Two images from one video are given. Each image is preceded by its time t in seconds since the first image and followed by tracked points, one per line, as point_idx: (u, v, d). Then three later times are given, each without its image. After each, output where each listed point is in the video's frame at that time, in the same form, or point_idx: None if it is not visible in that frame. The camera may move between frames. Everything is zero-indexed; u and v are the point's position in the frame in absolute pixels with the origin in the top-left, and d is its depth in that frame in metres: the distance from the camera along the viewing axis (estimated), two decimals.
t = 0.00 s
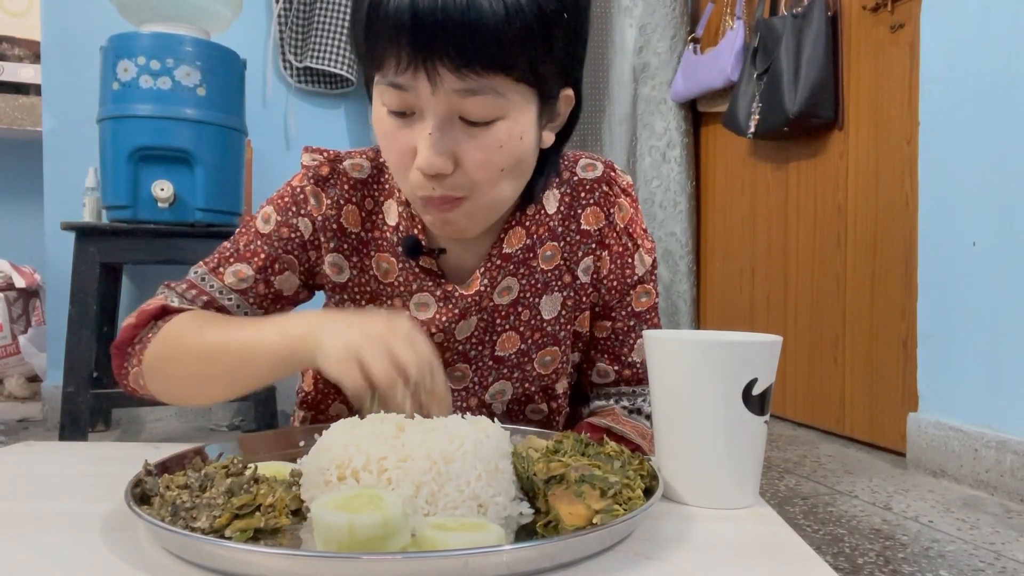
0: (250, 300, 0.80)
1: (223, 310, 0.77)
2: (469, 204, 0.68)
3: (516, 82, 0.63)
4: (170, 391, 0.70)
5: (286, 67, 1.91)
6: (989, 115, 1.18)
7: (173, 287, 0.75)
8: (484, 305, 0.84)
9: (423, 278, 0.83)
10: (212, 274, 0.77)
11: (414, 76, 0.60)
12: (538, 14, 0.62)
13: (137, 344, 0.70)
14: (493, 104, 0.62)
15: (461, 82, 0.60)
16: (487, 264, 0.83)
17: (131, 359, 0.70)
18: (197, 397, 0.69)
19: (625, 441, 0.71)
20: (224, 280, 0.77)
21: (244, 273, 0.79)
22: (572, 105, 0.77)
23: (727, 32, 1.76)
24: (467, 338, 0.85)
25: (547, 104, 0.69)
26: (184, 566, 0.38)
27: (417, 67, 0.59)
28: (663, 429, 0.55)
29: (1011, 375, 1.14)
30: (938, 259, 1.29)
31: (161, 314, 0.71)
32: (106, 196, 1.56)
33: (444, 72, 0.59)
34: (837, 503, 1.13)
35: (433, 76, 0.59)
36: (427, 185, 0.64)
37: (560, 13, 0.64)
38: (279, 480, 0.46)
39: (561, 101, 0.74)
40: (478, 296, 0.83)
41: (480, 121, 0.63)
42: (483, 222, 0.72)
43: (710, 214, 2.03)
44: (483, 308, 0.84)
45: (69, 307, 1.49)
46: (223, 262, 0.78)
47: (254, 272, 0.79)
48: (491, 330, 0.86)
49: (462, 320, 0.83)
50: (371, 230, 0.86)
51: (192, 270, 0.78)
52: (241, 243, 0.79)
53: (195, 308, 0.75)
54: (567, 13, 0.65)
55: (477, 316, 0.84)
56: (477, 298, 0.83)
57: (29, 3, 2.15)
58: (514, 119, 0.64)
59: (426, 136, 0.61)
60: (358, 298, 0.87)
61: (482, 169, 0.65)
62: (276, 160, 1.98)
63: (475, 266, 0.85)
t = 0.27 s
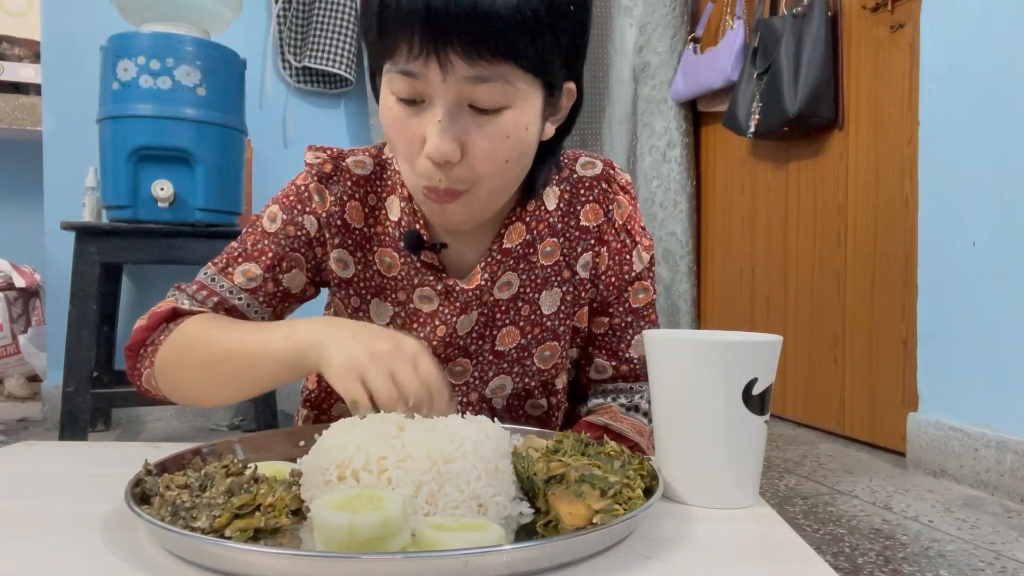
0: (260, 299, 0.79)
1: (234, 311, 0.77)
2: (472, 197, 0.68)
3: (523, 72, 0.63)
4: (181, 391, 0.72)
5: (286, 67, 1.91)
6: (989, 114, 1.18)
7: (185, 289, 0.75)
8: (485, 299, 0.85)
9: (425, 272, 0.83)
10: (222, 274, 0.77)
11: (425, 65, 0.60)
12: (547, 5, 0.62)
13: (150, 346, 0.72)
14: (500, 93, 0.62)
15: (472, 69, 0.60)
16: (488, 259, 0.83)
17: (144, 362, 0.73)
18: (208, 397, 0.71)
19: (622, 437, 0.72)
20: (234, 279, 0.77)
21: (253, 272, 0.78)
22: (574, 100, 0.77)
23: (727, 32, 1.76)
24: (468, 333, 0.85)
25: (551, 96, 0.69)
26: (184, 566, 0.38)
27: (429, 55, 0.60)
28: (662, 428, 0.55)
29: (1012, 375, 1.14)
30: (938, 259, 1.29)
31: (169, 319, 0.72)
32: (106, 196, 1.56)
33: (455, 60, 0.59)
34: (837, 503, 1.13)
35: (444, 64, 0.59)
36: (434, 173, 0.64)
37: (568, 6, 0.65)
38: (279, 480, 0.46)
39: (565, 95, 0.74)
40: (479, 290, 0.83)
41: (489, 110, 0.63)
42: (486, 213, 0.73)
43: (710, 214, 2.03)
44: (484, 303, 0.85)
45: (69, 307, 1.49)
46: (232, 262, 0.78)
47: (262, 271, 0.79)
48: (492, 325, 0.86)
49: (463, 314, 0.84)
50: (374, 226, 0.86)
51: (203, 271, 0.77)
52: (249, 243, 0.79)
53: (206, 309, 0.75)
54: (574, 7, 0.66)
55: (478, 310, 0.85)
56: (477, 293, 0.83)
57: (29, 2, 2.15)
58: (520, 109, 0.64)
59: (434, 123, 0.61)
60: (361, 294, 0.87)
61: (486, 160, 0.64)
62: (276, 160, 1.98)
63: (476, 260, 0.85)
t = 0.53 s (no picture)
0: (264, 300, 0.80)
1: (239, 312, 0.78)
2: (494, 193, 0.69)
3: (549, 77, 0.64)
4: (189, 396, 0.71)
5: (286, 67, 1.91)
6: (989, 115, 1.18)
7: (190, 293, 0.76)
8: (483, 296, 0.85)
9: (423, 270, 0.83)
10: (225, 277, 0.78)
11: (455, 74, 0.59)
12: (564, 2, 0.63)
13: (158, 350, 0.72)
14: (528, 98, 0.62)
15: (503, 77, 0.60)
16: (485, 255, 0.84)
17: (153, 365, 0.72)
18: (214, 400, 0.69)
19: (619, 436, 0.73)
20: (237, 281, 0.78)
21: (256, 273, 0.79)
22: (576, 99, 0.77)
23: (727, 32, 1.76)
24: (466, 329, 0.85)
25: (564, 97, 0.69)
26: (184, 567, 0.38)
27: (462, 64, 0.59)
28: (663, 426, 0.55)
29: (1012, 375, 1.14)
30: (938, 259, 1.29)
31: (176, 322, 0.72)
32: (106, 196, 1.56)
33: (489, 68, 0.59)
34: (837, 503, 1.13)
35: (476, 71, 0.59)
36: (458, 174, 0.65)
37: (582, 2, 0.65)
38: (279, 480, 0.46)
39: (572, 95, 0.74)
40: (477, 287, 0.83)
41: (516, 115, 0.63)
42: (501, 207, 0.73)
43: (710, 214, 2.03)
44: (482, 299, 0.85)
45: (69, 307, 1.49)
46: (235, 264, 0.78)
47: (265, 272, 0.79)
48: (490, 321, 0.86)
49: (461, 311, 0.84)
50: (374, 225, 0.86)
51: (206, 276, 0.78)
52: (251, 245, 0.79)
53: (211, 312, 0.75)
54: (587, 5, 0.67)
55: (476, 307, 0.85)
56: (476, 289, 0.84)
57: (29, 3, 2.15)
58: (542, 112, 0.65)
59: (463, 130, 0.61)
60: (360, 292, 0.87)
61: (514, 162, 0.66)
62: (275, 160, 1.98)
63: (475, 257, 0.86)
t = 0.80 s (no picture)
0: (271, 301, 0.80)
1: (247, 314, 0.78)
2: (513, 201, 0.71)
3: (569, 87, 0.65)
4: (203, 394, 0.72)
5: (286, 68, 1.91)
6: (989, 115, 1.18)
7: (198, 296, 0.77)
8: (483, 294, 0.85)
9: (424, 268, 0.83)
10: (231, 279, 0.78)
11: (485, 89, 0.60)
12: None
13: (169, 351, 0.73)
14: (551, 108, 0.63)
15: (531, 91, 0.61)
16: (485, 254, 0.84)
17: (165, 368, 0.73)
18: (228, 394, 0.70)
19: (618, 435, 0.72)
20: (243, 283, 0.78)
21: (262, 275, 0.79)
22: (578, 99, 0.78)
23: (727, 33, 1.76)
24: (466, 327, 0.85)
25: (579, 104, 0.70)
26: (185, 566, 0.38)
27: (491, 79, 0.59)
28: (664, 425, 0.55)
29: (1012, 375, 1.14)
30: (938, 259, 1.29)
31: (185, 321, 0.73)
32: (106, 196, 1.56)
33: (517, 82, 0.60)
34: (837, 503, 1.13)
35: (506, 87, 0.60)
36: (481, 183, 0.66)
37: None
38: (279, 480, 0.46)
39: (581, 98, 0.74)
40: (477, 285, 0.84)
41: (539, 125, 0.64)
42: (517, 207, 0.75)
43: (710, 214, 2.03)
44: (482, 297, 0.85)
45: (69, 307, 1.49)
46: (241, 266, 0.79)
47: (271, 273, 0.79)
48: (489, 319, 0.86)
49: (462, 309, 0.84)
50: (374, 223, 0.86)
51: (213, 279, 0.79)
52: (256, 247, 0.80)
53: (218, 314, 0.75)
54: None
55: (476, 305, 0.85)
56: (476, 287, 0.84)
57: (29, 3, 2.14)
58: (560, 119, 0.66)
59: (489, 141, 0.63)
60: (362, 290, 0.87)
61: (533, 169, 0.67)
62: (276, 160, 1.98)
63: (477, 256, 0.85)
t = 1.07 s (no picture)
0: (278, 301, 0.81)
1: (255, 315, 0.79)
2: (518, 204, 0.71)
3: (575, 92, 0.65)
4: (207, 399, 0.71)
5: (286, 68, 1.91)
6: (989, 115, 1.18)
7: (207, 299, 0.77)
8: (485, 293, 0.85)
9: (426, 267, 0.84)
10: (238, 281, 0.79)
11: (497, 98, 0.60)
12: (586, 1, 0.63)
13: (178, 356, 0.72)
14: (560, 115, 0.64)
15: (542, 99, 0.61)
16: (489, 253, 0.84)
17: (174, 372, 0.72)
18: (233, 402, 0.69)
19: (617, 433, 0.72)
20: (250, 284, 0.79)
21: (269, 276, 0.79)
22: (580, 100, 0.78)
23: (727, 33, 1.76)
24: (468, 326, 0.86)
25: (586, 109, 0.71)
26: (184, 566, 0.38)
27: (505, 89, 0.60)
28: (664, 423, 0.55)
29: (1012, 375, 1.14)
30: (938, 259, 1.29)
31: (193, 327, 0.73)
32: (106, 197, 1.56)
33: (529, 91, 0.60)
34: (837, 503, 1.13)
35: (518, 95, 0.60)
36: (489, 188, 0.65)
37: None
38: (279, 480, 0.46)
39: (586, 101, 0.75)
40: (480, 284, 0.84)
41: (547, 131, 0.64)
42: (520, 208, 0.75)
43: (709, 214, 2.03)
44: (484, 296, 0.85)
45: (69, 307, 1.49)
46: (247, 267, 0.79)
47: (277, 274, 0.80)
48: (492, 318, 0.87)
49: (464, 308, 0.84)
50: (378, 222, 0.86)
51: (221, 280, 0.79)
52: (261, 248, 0.80)
53: (226, 315, 0.76)
54: None
55: (478, 304, 0.85)
56: (479, 286, 0.84)
57: (29, 3, 2.14)
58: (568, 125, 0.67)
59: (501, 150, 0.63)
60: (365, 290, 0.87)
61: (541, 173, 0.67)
62: (276, 160, 1.98)
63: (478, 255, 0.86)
